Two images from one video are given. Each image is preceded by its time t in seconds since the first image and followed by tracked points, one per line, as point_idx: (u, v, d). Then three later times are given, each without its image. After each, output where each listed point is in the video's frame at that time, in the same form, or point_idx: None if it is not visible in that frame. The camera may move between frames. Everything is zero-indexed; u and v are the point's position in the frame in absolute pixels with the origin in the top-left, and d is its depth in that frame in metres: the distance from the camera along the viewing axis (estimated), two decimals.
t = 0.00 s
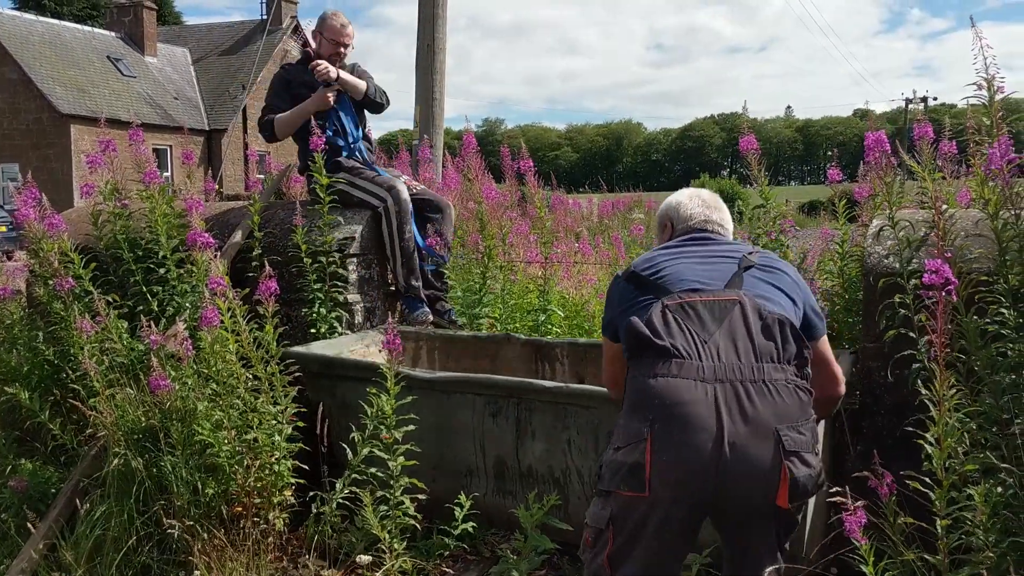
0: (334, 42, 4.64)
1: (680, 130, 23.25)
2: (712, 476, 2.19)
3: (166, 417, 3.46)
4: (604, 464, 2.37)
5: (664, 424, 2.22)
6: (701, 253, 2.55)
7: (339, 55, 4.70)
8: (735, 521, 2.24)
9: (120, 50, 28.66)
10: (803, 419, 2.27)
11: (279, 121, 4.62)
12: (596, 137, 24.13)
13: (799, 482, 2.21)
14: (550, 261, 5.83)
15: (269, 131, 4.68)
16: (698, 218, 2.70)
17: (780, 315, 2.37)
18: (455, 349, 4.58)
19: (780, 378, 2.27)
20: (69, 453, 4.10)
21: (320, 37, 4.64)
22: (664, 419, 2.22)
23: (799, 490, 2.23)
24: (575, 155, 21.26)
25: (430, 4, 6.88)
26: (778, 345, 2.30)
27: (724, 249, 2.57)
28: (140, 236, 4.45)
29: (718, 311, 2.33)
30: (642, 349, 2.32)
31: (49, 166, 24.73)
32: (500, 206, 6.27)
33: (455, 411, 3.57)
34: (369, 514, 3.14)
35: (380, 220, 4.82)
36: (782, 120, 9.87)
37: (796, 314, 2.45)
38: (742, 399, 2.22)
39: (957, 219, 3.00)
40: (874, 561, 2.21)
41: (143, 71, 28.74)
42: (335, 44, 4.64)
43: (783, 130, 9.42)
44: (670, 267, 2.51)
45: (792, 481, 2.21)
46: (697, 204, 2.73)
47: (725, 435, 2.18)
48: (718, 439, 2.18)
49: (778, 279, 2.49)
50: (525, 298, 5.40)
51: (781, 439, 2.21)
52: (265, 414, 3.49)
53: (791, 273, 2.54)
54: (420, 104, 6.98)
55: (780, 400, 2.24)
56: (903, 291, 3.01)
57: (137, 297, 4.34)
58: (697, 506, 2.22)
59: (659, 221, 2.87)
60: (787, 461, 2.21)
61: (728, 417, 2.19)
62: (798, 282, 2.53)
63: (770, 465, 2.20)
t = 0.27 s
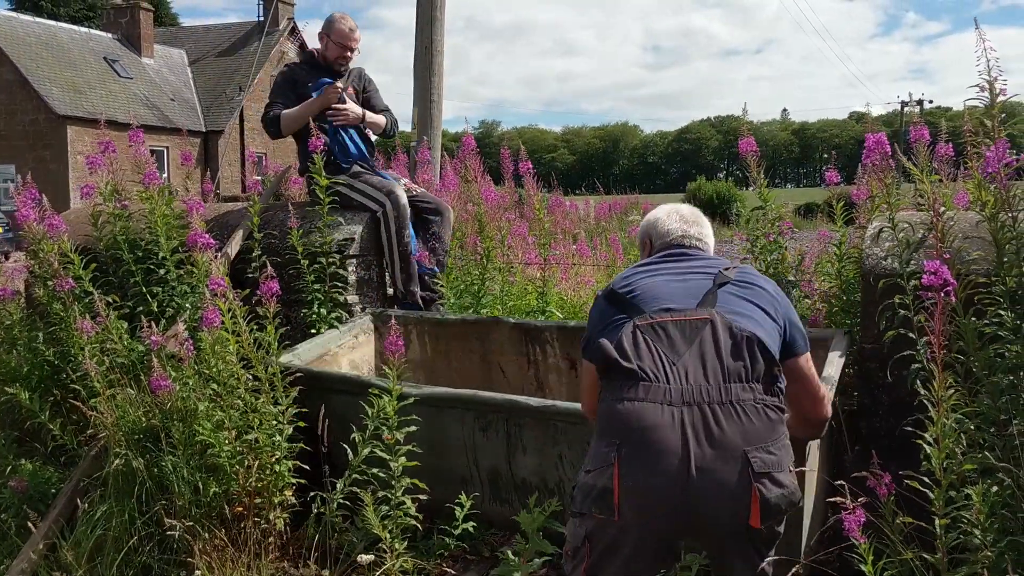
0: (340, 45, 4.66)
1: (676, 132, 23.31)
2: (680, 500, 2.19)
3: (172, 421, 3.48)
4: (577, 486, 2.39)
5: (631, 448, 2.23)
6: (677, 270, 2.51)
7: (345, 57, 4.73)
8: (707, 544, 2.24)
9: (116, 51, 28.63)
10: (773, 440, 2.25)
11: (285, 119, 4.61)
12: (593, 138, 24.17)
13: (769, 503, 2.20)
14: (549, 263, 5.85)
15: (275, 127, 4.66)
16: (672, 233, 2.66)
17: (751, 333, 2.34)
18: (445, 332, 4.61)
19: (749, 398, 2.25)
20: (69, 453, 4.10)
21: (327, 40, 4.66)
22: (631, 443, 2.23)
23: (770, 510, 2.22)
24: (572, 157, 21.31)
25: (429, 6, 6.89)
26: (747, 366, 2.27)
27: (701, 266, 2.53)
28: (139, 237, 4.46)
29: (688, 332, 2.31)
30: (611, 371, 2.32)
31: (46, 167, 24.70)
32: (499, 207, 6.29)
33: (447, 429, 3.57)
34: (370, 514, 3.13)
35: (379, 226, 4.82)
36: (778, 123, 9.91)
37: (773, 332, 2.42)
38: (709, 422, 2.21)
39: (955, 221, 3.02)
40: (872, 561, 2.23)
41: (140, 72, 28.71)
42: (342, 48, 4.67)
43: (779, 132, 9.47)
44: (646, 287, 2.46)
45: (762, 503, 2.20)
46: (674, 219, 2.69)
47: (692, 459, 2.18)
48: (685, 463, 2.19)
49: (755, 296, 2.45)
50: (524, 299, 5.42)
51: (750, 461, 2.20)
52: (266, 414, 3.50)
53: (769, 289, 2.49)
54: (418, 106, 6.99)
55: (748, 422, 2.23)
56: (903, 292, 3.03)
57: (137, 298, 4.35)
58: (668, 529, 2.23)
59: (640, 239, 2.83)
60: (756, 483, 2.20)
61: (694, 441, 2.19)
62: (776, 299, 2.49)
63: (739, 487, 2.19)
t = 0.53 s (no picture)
0: (351, 47, 4.68)
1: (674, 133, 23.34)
2: (660, 501, 2.18)
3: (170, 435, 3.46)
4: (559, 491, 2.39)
5: (609, 450, 2.23)
6: (659, 275, 2.56)
7: (356, 59, 4.75)
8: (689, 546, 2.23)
9: (114, 52, 28.63)
10: (752, 440, 2.25)
11: (292, 120, 4.60)
12: (591, 139, 24.20)
13: (749, 502, 2.19)
14: (550, 263, 5.85)
15: (279, 127, 4.63)
16: (651, 241, 2.72)
17: (729, 334, 2.36)
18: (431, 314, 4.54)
19: (727, 399, 2.26)
20: (72, 454, 4.10)
21: (339, 41, 4.68)
22: (610, 445, 2.23)
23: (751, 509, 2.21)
24: (570, 158, 21.33)
25: (429, 7, 6.90)
26: (724, 366, 2.29)
27: (683, 271, 2.58)
28: (142, 237, 4.46)
29: (667, 334, 2.33)
30: (590, 375, 2.33)
31: (44, 168, 24.68)
32: (500, 208, 6.30)
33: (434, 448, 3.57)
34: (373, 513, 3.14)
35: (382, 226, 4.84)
36: (777, 124, 9.92)
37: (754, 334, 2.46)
38: (687, 422, 2.21)
39: (957, 221, 3.03)
40: (876, 560, 2.23)
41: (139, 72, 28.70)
42: (353, 49, 4.68)
43: (778, 134, 9.49)
44: (629, 292, 2.50)
45: (742, 502, 2.18)
46: (653, 228, 2.75)
47: (670, 459, 2.18)
48: (663, 464, 2.18)
49: (735, 299, 2.50)
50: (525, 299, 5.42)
51: (728, 460, 2.20)
52: (268, 413, 3.53)
53: (749, 294, 2.54)
54: (419, 106, 7.00)
55: (726, 421, 2.23)
56: (906, 292, 3.05)
57: (140, 298, 4.35)
58: (650, 531, 2.22)
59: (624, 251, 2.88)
60: (736, 482, 2.19)
61: (672, 441, 2.19)
62: (757, 303, 2.54)
63: (718, 487, 2.18)
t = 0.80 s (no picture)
0: (354, 48, 4.70)
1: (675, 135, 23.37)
2: (664, 502, 2.18)
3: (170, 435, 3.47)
4: (557, 499, 2.36)
5: (608, 454, 2.22)
6: (637, 276, 2.53)
7: (360, 60, 4.75)
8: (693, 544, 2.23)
9: (115, 53, 28.66)
10: (748, 436, 2.27)
11: (293, 127, 4.66)
12: (591, 141, 24.22)
13: (751, 497, 2.21)
14: (552, 265, 5.86)
15: (280, 131, 4.70)
16: (632, 241, 2.69)
17: (717, 331, 2.37)
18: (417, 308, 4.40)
19: (721, 396, 2.28)
20: (77, 455, 4.11)
21: (343, 42, 4.69)
22: (609, 448, 2.22)
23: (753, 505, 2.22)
24: (570, 159, 21.33)
25: (431, 9, 6.92)
26: (717, 364, 2.30)
27: (659, 269, 2.56)
28: (146, 239, 4.47)
29: (657, 334, 2.32)
30: (582, 380, 2.31)
31: (46, 169, 24.71)
32: (502, 209, 6.30)
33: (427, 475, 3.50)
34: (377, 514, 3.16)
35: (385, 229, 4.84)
36: (777, 126, 9.94)
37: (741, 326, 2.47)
38: (685, 421, 2.22)
39: (961, 223, 3.03)
40: (880, 561, 2.25)
41: (139, 74, 28.72)
42: (357, 50, 4.69)
43: (778, 136, 9.51)
44: (609, 296, 2.46)
45: (744, 498, 2.20)
46: (631, 227, 2.73)
47: (671, 459, 2.18)
48: (665, 464, 2.18)
49: (716, 291, 2.50)
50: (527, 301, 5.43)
51: (727, 457, 2.22)
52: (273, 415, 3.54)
53: (727, 283, 2.55)
54: (420, 108, 7.01)
55: (722, 419, 2.25)
56: (909, 293, 3.05)
57: (144, 300, 4.37)
58: (654, 532, 2.21)
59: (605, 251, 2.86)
60: (736, 477, 2.21)
61: (672, 441, 2.20)
62: (737, 293, 2.54)
63: (719, 484, 2.20)
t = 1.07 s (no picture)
0: (354, 51, 4.70)
1: (675, 137, 23.37)
2: (654, 507, 2.19)
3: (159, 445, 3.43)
4: (543, 495, 2.37)
5: (601, 456, 2.21)
6: (631, 271, 2.52)
7: (360, 64, 4.75)
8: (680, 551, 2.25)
9: (116, 55, 28.68)
10: (741, 445, 2.28)
11: (298, 134, 4.64)
12: (591, 143, 24.22)
13: (741, 508, 2.22)
14: (553, 267, 5.85)
15: (285, 139, 4.69)
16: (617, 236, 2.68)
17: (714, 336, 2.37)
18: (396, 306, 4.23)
19: (717, 404, 2.28)
20: (77, 456, 4.11)
21: (343, 44, 4.70)
22: (603, 451, 2.21)
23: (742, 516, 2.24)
24: (570, 161, 21.34)
25: (432, 11, 6.92)
26: (715, 371, 2.30)
27: (653, 264, 2.56)
28: (148, 240, 4.46)
29: (656, 336, 2.32)
30: (577, 377, 2.30)
31: (46, 171, 24.72)
32: (502, 211, 6.30)
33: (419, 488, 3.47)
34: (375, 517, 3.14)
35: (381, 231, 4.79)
36: (777, 128, 9.94)
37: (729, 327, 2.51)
38: (680, 427, 2.22)
39: (963, 225, 3.03)
40: (882, 563, 2.26)
41: (140, 76, 28.74)
42: (356, 51, 4.69)
43: (779, 138, 9.51)
44: (602, 290, 2.46)
45: (734, 509, 2.21)
46: (615, 222, 2.72)
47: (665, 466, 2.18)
48: (658, 469, 2.18)
49: (710, 291, 2.53)
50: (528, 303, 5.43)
51: (722, 466, 2.22)
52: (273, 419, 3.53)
53: (718, 281, 2.58)
54: (421, 110, 7.01)
55: (717, 426, 2.25)
56: (911, 295, 3.05)
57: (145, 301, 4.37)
58: (641, 536, 2.22)
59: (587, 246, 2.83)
60: (728, 488, 2.22)
61: (666, 447, 2.20)
62: (725, 292, 2.58)
63: (710, 493, 2.21)
